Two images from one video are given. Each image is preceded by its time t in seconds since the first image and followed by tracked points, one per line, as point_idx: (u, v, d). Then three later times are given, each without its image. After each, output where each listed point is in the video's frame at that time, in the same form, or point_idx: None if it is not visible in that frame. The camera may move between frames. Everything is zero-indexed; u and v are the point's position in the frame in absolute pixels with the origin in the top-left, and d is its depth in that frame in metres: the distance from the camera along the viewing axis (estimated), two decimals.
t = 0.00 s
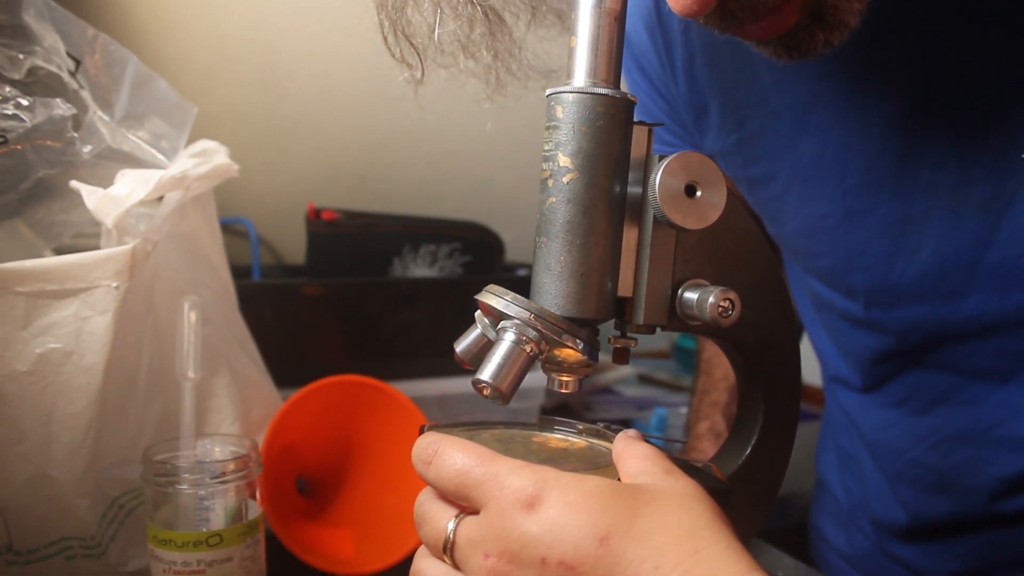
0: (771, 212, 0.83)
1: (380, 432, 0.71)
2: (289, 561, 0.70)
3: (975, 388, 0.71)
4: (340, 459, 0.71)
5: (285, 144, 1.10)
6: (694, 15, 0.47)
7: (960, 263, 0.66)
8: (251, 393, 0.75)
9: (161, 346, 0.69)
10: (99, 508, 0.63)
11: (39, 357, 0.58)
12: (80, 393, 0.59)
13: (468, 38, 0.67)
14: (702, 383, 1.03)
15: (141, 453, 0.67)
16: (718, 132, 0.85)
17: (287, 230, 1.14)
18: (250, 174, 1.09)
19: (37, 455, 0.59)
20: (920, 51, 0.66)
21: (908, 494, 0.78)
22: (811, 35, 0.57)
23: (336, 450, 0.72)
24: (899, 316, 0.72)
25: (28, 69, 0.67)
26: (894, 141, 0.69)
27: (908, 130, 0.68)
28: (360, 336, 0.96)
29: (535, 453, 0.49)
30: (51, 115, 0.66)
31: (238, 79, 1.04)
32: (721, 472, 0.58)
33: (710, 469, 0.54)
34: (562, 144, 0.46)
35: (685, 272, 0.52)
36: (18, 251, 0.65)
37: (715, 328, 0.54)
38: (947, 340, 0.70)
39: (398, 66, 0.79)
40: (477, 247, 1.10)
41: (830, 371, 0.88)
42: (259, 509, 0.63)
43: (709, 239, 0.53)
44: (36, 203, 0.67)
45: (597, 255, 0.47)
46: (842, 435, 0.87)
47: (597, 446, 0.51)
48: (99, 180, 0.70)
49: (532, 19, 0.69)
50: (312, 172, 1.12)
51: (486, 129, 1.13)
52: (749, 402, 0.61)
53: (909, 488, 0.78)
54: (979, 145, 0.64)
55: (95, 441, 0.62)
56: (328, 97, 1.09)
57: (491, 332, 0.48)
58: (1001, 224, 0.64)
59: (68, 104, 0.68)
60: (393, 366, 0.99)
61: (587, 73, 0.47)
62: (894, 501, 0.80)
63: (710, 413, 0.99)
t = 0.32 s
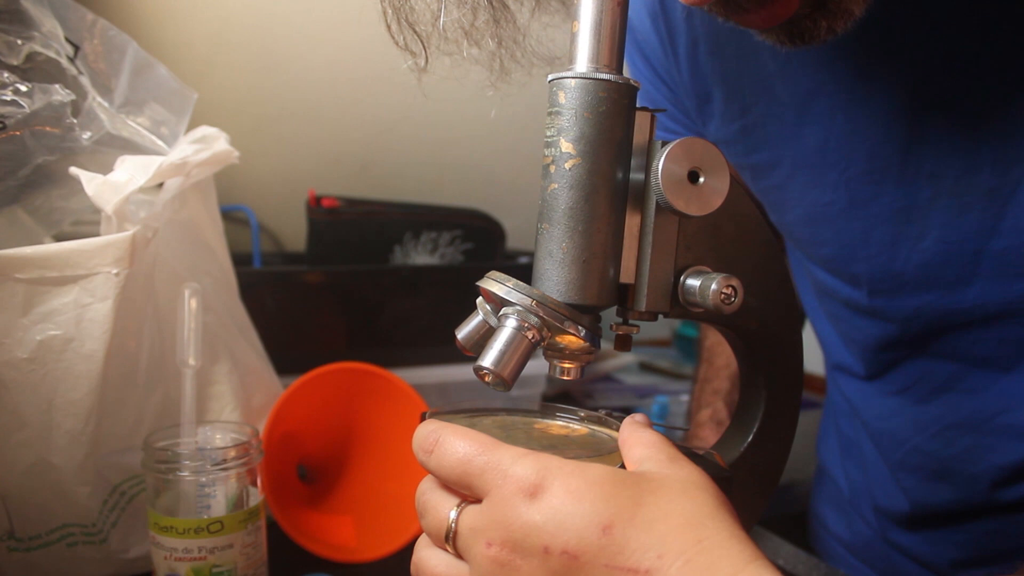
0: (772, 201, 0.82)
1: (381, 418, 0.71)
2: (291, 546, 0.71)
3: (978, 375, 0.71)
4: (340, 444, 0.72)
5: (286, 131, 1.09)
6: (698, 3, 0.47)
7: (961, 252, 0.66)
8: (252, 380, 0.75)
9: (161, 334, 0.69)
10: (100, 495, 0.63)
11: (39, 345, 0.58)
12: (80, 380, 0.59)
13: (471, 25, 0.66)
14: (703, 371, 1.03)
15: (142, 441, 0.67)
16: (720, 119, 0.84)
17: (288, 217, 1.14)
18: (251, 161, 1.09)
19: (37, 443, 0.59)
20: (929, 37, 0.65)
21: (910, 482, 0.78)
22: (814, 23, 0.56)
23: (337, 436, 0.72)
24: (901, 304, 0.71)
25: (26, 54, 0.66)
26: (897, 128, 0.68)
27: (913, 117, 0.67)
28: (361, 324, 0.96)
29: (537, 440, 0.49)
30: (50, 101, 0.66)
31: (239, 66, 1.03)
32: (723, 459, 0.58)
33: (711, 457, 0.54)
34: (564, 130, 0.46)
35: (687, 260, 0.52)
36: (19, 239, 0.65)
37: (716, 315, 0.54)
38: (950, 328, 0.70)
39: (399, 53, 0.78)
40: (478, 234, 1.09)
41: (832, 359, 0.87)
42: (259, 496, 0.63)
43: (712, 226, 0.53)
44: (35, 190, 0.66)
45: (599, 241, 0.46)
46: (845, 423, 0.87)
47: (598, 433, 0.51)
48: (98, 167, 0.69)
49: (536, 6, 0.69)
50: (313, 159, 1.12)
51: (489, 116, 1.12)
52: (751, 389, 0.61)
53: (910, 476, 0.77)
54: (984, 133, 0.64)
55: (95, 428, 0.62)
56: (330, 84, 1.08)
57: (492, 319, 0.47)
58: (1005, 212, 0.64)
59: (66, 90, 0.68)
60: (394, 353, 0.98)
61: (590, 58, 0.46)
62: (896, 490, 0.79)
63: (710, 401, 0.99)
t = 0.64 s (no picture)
0: (771, 189, 0.80)
1: (379, 405, 0.72)
2: (290, 532, 0.71)
3: (975, 365, 0.71)
4: (339, 432, 0.72)
5: (284, 117, 1.08)
6: None
7: (960, 241, 0.66)
8: (250, 366, 0.75)
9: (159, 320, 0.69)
10: (99, 481, 0.64)
11: (37, 330, 0.58)
12: (78, 366, 0.59)
13: (468, 12, 0.66)
14: (701, 360, 1.03)
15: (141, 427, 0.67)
16: (720, 106, 0.83)
17: (286, 203, 1.13)
18: (249, 147, 1.08)
19: (36, 428, 0.59)
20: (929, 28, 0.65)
21: (906, 471, 0.77)
22: (815, 12, 0.55)
23: (335, 423, 0.72)
24: (900, 294, 0.71)
25: (23, 38, 0.65)
26: (897, 118, 0.68)
27: (912, 106, 0.67)
28: (360, 311, 0.96)
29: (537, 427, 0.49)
30: (47, 85, 0.65)
31: (236, 51, 1.02)
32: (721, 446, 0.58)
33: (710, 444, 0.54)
34: (563, 116, 0.45)
35: (687, 247, 0.52)
36: (16, 224, 0.64)
37: (716, 302, 0.54)
38: (948, 317, 0.70)
39: (397, 41, 0.77)
40: (478, 221, 1.09)
41: (829, 348, 0.87)
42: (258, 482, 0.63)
43: (712, 213, 0.53)
44: (33, 175, 0.66)
45: (599, 227, 0.46)
46: (841, 413, 0.87)
47: (596, 420, 0.51)
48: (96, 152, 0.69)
49: None
50: (312, 146, 1.11)
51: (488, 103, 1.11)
52: (749, 377, 0.61)
53: (907, 465, 0.77)
54: (983, 123, 0.64)
55: (93, 414, 0.62)
56: (329, 70, 1.07)
57: (491, 305, 0.47)
58: (1002, 201, 0.64)
59: (63, 74, 0.67)
60: (393, 340, 0.98)
61: (590, 44, 0.45)
62: (892, 478, 0.79)
63: (709, 388, 0.99)
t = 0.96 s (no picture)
0: (771, 178, 0.80)
1: (376, 395, 0.72)
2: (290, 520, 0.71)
3: (975, 355, 0.70)
4: (338, 421, 0.72)
5: (283, 105, 1.07)
6: None
7: (961, 230, 0.65)
8: (249, 354, 0.75)
9: (158, 308, 0.68)
10: (99, 469, 0.64)
11: (36, 319, 0.58)
12: (77, 355, 0.59)
13: (468, 2, 0.64)
14: (702, 349, 1.03)
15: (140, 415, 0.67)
16: (721, 95, 0.83)
17: (286, 192, 1.13)
18: (249, 135, 1.08)
19: (35, 417, 0.59)
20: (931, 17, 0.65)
21: (906, 461, 0.77)
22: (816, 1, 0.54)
23: (333, 414, 0.72)
24: (901, 283, 0.71)
25: (20, 27, 0.64)
26: (899, 106, 0.67)
27: (914, 95, 0.67)
28: (360, 300, 0.96)
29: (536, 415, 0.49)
30: (44, 73, 0.65)
31: (235, 39, 1.01)
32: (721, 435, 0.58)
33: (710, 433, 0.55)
34: (563, 104, 0.45)
35: (687, 235, 0.51)
36: (14, 212, 0.64)
37: (716, 290, 0.53)
38: (948, 307, 0.69)
39: (397, 30, 0.77)
40: (478, 210, 1.08)
41: (830, 337, 0.87)
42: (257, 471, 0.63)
43: (712, 202, 0.52)
44: (31, 163, 0.65)
45: (598, 215, 0.46)
46: (841, 402, 0.87)
47: (596, 408, 0.51)
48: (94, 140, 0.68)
49: None
50: (312, 134, 1.11)
51: (489, 92, 1.10)
52: (749, 366, 0.61)
53: (907, 454, 0.77)
54: (986, 111, 0.63)
55: (92, 403, 0.62)
56: (328, 58, 1.06)
57: (491, 294, 0.47)
58: (1004, 190, 0.63)
59: (61, 62, 0.66)
60: (394, 329, 0.98)
61: (590, 31, 0.45)
62: (892, 468, 0.79)
63: (709, 377, 0.99)
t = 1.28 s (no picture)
0: (773, 163, 0.78)
1: (377, 380, 0.72)
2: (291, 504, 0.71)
3: (976, 341, 0.70)
4: (339, 406, 0.73)
5: (282, 89, 1.07)
6: None
7: (964, 215, 0.65)
8: (249, 340, 0.75)
9: (157, 293, 0.68)
10: (99, 454, 0.64)
11: (35, 304, 0.58)
12: (76, 339, 0.59)
13: None
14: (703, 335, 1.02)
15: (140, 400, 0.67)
16: (722, 79, 0.82)
17: (285, 177, 1.13)
18: (247, 118, 1.07)
19: (34, 402, 0.59)
20: None
21: (906, 446, 0.77)
22: None
23: (334, 399, 0.73)
24: (902, 269, 0.70)
25: (17, 9, 0.64)
26: (902, 90, 0.67)
27: (918, 78, 0.66)
28: (360, 285, 0.96)
29: (537, 399, 0.49)
30: (42, 57, 0.64)
31: (232, 21, 1.00)
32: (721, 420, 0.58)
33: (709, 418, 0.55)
34: (564, 87, 0.44)
35: (688, 219, 0.51)
36: (13, 197, 0.64)
37: (717, 274, 0.53)
38: (950, 293, 0.69)
39: (396, 11, 0.76)
40: (478, 195, 1.08)
41: (832, 322, 0.87)
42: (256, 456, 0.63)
43: (713, 186, 0.52)
44: (29, 147, 0.65)
45: (599, 200, 0.45)
46: (842, 387, 0.87)
47: (596, 392, 0.52)
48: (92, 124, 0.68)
49: None
50: (311, 119, 1.10)
51: (489, 75, 1.09)
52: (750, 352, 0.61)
53: (907, 439, 0.77)
54: (991, 96, 0.63)
55: (92, 388, 0.62)
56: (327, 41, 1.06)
57: (491, 278, 0.47)
58: (1008, 175, 0.63)
59: (58, 45, 0.65)
60: (394, 315, 0.98)
61: (591, 13, 0.44)
62: (892, 453, 0.79)
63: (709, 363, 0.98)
